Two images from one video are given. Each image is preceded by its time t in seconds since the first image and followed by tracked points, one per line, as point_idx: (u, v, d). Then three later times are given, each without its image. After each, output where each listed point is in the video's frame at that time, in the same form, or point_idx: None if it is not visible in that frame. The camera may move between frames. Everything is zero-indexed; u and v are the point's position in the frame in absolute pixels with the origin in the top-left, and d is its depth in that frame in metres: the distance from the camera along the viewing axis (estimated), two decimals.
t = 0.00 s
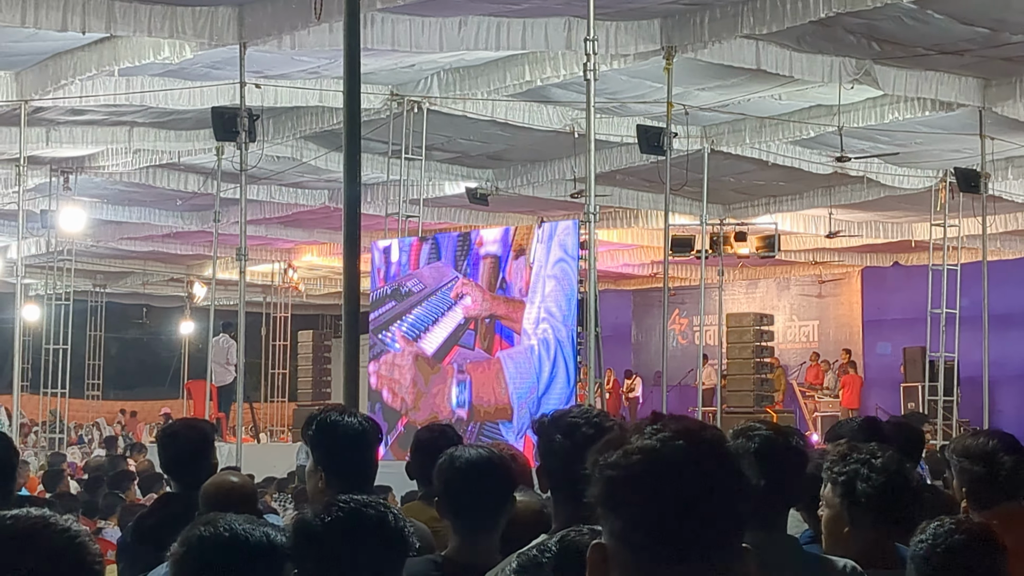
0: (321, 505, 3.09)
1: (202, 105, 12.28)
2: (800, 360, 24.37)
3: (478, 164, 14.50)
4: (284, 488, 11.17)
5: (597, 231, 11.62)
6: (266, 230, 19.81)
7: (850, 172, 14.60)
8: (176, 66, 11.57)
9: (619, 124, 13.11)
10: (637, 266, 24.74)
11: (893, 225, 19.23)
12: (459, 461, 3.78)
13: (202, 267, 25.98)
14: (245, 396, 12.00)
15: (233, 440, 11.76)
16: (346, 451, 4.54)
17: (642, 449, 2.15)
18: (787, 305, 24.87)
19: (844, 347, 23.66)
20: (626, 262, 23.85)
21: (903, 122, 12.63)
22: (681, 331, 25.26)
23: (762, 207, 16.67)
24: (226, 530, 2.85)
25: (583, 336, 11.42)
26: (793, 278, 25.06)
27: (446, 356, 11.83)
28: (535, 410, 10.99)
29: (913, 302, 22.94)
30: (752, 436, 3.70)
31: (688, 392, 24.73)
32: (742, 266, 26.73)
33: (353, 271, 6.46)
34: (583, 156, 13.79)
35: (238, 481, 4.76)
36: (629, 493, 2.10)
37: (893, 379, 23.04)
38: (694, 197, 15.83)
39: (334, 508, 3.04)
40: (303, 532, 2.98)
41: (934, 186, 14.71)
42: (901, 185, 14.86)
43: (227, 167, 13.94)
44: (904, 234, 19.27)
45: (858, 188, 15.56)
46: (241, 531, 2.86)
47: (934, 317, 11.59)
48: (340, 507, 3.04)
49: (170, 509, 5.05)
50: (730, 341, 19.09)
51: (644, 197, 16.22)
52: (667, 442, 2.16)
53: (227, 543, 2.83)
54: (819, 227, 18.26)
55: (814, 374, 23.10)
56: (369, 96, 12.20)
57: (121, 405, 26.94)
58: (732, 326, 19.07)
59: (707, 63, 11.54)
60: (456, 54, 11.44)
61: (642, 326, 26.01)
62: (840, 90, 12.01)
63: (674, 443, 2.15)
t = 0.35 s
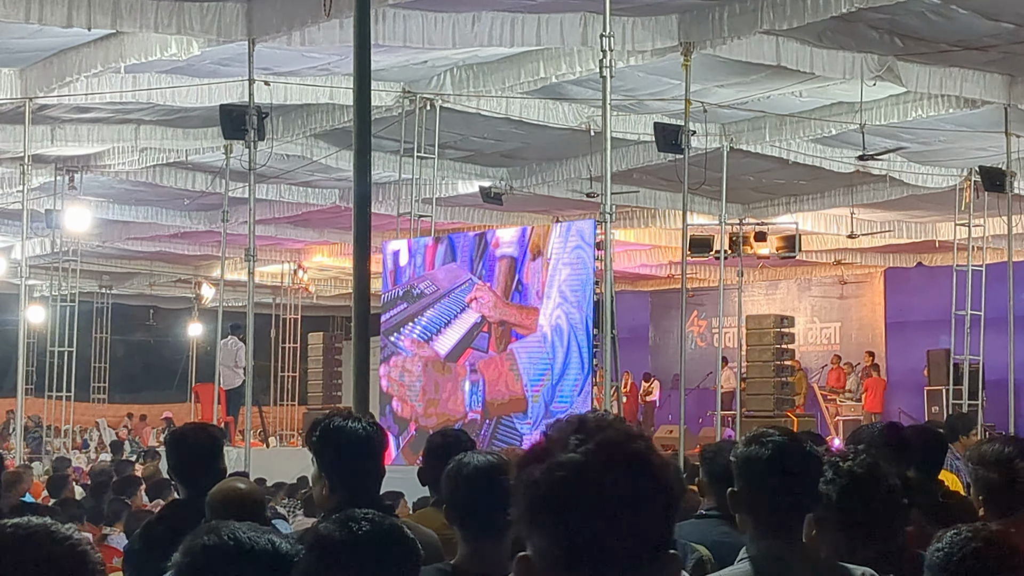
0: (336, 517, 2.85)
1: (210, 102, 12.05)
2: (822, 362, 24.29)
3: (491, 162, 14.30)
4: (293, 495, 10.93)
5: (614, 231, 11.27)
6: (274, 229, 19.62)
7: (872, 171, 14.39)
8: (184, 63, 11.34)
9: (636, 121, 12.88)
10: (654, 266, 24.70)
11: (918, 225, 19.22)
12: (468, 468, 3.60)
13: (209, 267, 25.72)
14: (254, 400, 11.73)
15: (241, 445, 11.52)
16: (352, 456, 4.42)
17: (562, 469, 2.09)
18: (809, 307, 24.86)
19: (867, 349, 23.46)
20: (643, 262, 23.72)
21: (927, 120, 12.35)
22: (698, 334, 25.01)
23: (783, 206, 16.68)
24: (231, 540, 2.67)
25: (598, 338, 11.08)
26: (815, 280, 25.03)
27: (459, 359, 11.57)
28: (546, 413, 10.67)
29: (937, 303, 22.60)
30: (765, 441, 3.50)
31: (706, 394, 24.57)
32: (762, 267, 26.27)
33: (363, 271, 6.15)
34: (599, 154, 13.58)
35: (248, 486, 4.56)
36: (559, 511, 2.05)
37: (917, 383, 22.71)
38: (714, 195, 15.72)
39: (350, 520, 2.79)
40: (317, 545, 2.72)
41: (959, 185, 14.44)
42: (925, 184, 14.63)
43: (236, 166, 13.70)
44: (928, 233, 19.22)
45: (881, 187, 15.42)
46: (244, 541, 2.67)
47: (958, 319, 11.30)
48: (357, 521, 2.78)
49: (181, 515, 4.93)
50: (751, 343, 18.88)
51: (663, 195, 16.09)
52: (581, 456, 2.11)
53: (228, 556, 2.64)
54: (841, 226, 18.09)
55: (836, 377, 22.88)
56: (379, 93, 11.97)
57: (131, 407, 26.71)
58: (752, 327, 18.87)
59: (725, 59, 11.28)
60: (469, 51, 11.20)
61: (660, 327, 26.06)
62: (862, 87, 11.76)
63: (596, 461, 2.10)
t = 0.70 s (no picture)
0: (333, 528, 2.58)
1: (194, 89, 11.13)
2: (856, 371, 23.32)
3: (498, 153, 13.45)
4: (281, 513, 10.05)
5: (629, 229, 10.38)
6: (262, 226, 18.79)
7: (911, 164, 13.54)
8: (165, 47, 10.45)
9: (654, 109, 12.01)
10: (676, 267, 24.02)
11: (961, 223, 18.49)
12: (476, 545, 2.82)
13: (193, 269, 24.71)
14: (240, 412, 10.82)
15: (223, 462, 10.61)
16: (344, 474, 4.07)
17: (461, 476, 2.26)
18: (842, 311, 23.72)
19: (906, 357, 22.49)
20: (662, 262, 22.99)
21: (971, 108, 11.44)
22: (723, 339, 24.15)
23: (814, 201, 16.05)
24: (219, 563, 2.49)
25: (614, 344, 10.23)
26: (848, 281, 23.86)
27: (465, 367, 10.68)
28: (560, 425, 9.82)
29: (982, 307, 21.67)
30: (787, 458, 3.20)
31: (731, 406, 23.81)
32: (792, 267, 25.10)
33: (358, 266, 5.11)
34: (615, 145, 12.73)
35: (231, 506, 4.08)
36: (458, 516, 2.22)
37: (961, 392, 21.80)
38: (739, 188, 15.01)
39: (349, 529, 2.52)
40: (312, 559, 2.44)
41: (1005, 178, 13.57)
42: (969, 178, 13.78)
43: (222, 158, 12.82)
44: (973, 231, 18.56)
45: (921, 180, 14.83)
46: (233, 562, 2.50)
47: (1004, 325, 10.39)
48: (354, 532, 2.51)
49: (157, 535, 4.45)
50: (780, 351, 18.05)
51: (684, 189, 15.35)
52: (482, 467, 2.26)
53: None
54: (877, 224, 17.41)
55: (870, 387, 22.29)
56: (376, 79, 11.08)
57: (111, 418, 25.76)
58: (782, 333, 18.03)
59: (752, 42, 10.38)
60: (474, 32, 10.29)
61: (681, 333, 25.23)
62: (900, 72, 10.87)
63: (493, 470, 2.25)
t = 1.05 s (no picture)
0: None
1: (169, 81, 10.05)
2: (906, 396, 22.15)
3: (508, 153, 12.41)
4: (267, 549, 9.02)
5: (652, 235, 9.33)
6: (246, 233, 17.76)
7: (964, 164, 12.53)
8: (136, 33, 9.38)
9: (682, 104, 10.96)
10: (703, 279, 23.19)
11: None
12: None
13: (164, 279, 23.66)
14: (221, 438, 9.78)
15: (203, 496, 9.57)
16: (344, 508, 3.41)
17: (480, 517, 2.07)
18: (890, 328, 22.51)
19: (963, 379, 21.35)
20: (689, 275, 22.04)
21: None
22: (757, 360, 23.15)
23: (859, 204, 15.21)
24: None
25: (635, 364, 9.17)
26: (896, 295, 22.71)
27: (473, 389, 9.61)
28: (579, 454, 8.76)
29: None
30: (821, 494, 2.65)
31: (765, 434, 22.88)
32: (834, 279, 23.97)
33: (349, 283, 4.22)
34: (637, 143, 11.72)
35: (210, 544, 3.36)
36: (480, 558, 2.01)
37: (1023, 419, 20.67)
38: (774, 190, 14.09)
39: None
40: None
41: None
42: None
43: (200, 156, 11.77)
44: None
45: (977, 182, 13.97)
46: None
47: None
48: None
49: None
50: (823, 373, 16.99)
51: (712, 192, 14.39)
52: (507, 507, 2.07)
53: None
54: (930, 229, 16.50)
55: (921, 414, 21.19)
56: (373, 70, 10.02)
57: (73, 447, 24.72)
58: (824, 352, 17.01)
59: (791, 29, 9.31)
60: (479, 18, 9.22)
61: (711, 352, 24.14)
62: (954, 63, 9.80)
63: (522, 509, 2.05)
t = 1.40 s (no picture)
0: None
1: (171, 84, 10.10)
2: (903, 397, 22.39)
3: (508, 155, 12.49)
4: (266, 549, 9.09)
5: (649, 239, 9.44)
6: (246, 235, 17.86)
7: (962, 168, 12.65)
8: (137, 37, 9.45)
9: (679, 107, 11.02)
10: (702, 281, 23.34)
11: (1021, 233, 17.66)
12: None
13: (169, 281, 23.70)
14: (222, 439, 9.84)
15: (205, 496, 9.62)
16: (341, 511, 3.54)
17: (498, 526, 2.01)
18: (886, 329, 22.77)
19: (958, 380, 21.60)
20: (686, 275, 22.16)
21: None
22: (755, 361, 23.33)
23: (856, 208, 15.29)
24: None
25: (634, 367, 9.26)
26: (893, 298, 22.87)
27: (476, 390, 9.68)
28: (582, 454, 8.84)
29: None
30: (823, 499, 2.62)
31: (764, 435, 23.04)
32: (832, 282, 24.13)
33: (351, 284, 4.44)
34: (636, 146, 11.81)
35: (212, 543, 3.44)
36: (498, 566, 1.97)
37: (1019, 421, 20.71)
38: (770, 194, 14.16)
39: None
40: None
41: None
42: None
43: (200, 159, 11.85)
44: None
45: (974, 186, 14.06)
46: None
47: None
48: None
49: None
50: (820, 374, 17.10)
51: (711, 196, 14.47)
52: (525, 515, 2.02)
53: None
54: (927, 233, 16.57)
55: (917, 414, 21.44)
56: (373, 73, 10.07)
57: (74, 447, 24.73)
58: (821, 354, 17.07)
59: (787, 33, 9.37)
60: (480, 21, 9.29)
61: (709, 352, 24.30)
62: (951, 66, 9.86)
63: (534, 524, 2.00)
